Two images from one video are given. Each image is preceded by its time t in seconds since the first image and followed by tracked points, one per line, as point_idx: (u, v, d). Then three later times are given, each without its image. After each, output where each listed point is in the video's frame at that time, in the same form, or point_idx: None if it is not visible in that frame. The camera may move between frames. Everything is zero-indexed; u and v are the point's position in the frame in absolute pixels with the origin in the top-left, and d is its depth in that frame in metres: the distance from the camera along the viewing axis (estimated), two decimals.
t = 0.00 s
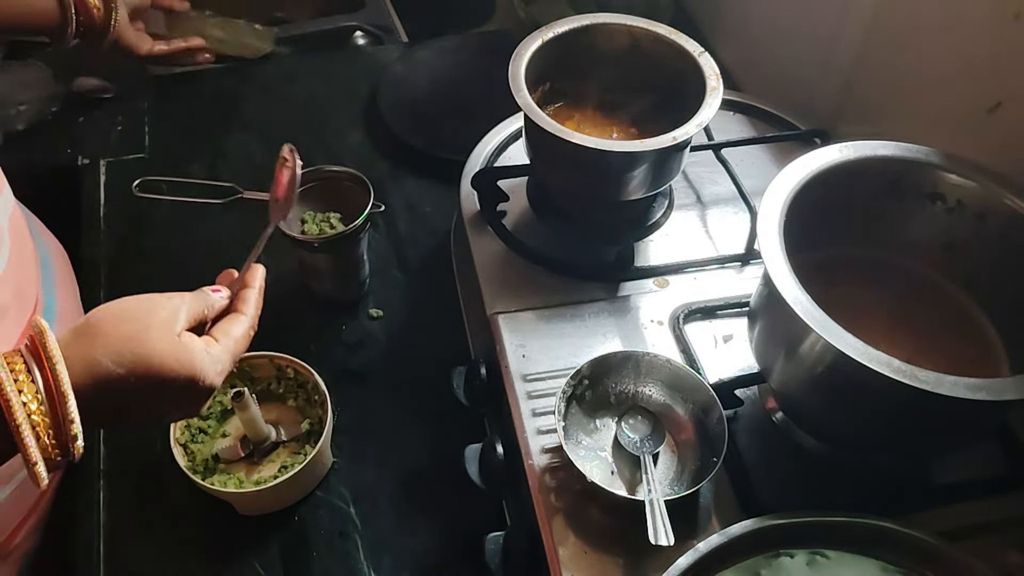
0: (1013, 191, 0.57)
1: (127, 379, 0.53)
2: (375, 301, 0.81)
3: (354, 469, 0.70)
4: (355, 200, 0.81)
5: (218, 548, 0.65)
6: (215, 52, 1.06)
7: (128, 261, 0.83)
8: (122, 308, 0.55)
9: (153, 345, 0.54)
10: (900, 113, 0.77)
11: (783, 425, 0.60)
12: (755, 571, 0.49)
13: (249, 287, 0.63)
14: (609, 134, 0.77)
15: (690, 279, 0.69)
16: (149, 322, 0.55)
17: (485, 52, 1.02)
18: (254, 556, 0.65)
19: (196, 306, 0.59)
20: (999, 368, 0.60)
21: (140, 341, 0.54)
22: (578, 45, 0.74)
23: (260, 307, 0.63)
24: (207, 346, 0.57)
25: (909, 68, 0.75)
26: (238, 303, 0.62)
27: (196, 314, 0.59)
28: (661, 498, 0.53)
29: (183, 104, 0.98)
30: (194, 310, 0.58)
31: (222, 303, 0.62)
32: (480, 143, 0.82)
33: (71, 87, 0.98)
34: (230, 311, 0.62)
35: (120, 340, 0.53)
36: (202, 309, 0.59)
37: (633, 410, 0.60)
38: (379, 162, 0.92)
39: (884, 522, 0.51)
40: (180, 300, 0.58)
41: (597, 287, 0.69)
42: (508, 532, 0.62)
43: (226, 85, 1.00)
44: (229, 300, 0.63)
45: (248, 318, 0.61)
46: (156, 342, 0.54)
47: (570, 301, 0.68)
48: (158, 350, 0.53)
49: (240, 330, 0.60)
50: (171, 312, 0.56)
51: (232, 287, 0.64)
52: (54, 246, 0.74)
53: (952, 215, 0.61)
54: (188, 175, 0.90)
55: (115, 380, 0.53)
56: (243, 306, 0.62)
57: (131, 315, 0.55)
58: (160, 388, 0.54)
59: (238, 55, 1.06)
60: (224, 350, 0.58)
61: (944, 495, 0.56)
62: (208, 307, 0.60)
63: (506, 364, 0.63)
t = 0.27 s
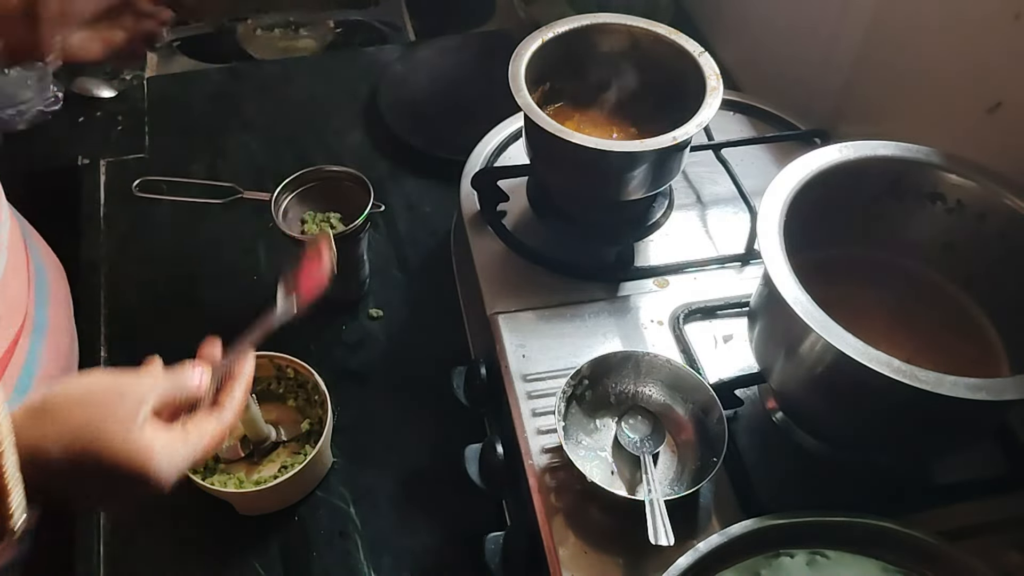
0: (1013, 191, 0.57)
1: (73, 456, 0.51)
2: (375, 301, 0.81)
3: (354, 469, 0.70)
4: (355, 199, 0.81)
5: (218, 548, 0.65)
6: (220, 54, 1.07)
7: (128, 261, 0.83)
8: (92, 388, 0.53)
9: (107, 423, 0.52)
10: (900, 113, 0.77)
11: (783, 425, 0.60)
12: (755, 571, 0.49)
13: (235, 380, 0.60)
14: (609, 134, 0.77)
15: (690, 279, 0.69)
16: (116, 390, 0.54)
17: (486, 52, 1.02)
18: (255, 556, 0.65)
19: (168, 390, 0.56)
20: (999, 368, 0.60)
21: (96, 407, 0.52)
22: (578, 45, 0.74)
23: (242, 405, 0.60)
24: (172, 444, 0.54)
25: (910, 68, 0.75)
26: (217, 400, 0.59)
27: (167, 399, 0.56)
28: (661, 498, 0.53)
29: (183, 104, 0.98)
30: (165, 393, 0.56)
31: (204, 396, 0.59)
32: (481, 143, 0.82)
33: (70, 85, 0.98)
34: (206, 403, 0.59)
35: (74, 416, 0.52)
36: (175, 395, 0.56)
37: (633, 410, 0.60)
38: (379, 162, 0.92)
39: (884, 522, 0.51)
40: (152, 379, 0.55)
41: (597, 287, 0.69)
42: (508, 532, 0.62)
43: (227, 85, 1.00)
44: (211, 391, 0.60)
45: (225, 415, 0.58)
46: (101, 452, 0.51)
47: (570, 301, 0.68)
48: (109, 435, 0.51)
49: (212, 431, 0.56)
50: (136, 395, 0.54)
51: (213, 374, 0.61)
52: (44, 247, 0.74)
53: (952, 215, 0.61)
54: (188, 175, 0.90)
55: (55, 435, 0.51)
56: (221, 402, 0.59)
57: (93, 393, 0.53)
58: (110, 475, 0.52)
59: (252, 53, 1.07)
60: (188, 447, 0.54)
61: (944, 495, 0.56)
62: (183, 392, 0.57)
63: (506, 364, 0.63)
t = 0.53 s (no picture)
0: (1013, 191, 0.57)
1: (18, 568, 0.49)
2: (375, 301, 0.81)
3: (354, 469, 0.70)
4: (355, 200, 0.81)
5: (218, 548, 0.65)
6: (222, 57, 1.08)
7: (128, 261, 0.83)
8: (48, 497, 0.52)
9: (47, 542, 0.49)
10: (900, 114, 0.77)
11: (783, 425, 0.60)
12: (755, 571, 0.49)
13: (203, 520, 0.56)
14: (609, 134, 0.77)
15: (689, 279, 0.69)
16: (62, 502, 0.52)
17: (486, 52, 1.02)
18: (255, 556, 0.65)
19: (128, 514, 0.53)
20: (999, 368, 0.60)
21: (44, 517, 0.50)
22: (578, 44, 0.74)
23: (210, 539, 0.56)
24: (121, 557, 0.51)
25: (910, 67, 0.75)
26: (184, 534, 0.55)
27: (125, 524, 0.53)
28: (661, 498, 0.53)
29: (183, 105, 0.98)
30: (124, 517, 0.53)
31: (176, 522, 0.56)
32: (481, 143, 0.82)
33: (70, 87, 0.97)
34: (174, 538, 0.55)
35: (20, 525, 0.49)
36: (138, 521, 0.54)
37: (633, 410, 0.60)
38: (379, 162, 0.92)
39: (884, 522, 0.51)
40: (112, 504, 0.53)
41: (597, 287, 0.69)
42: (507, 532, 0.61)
43: (227, 85, 1.00)
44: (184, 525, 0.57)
45: (188, 545, 0.54)
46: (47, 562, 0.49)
47: (570, 301, 0.68)
48: (49, 547, 0.48)
49: (169, 558, 0.52)
50: (91, 512, 0.52)
51: (185, 515, 0.57)
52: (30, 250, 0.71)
53: (952, 215, 0.61)
54: (189, 175, 0.90)
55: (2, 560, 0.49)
56: (186, 535, 0.55)
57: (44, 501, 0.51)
58: None
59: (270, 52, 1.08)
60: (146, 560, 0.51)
61: (944, 495, 0.56)
62: (146, 520, 0.54)
63: (507, 364, 0.63)
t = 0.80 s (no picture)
0: (1013, 191, 0.57)
1: None
2: (375, 301, 0.81)
3: (354, 469, 0.70)
4: (355, 200, 0.81)
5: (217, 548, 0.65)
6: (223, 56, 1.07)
7: (128, 261, 0.83)
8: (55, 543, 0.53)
9: None
10: (900, 114, 0.77)
11: (783, 425, 0.60)
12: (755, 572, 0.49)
13: (213, 544, 0.59)
14: (609, 134, 0.77)
15: (690, 279, 0.69)
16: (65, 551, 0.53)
17: (486, 51, 1.02)
18: (255, 556, 0.65)
19: (137, 550, 0.54)
20: (998, 369, 0.60)
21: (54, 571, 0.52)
22: (578, 44, 0.74)
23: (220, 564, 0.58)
24: None
25: (910, 67, 0.75)
26: (195, 560, 0.58)
27: (134, 561, 0.54)
28: (662, 498, 0.53)
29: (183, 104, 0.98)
30: (132, 556, 0.54)
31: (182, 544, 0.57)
32: (480, 143, 0.82)
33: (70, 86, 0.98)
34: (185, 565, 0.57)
35: None
36: (146, 554, 0.55)
37: (633, 410, 0.60)
38: (379, 162, 0.92)
39: (884, 522, 0.51)
40: (120, 544, 0.54)
41: (596, 287, 0.69)
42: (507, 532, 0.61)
43: (226, 85, 1.00)
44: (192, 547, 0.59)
45: None
46: None
47: (570, 301, 0.68)
48: None
49: None
50: (97, 560, 0.53)
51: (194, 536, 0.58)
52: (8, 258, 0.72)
53: (952, 215, 0.61)
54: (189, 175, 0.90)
55: None
56: (196, 563, 0.57)
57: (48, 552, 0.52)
58: None
59: (270, 52, 1.08)
60: None
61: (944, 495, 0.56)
62: (155, 550, 0.55)
63: (506, 364, 0.63)
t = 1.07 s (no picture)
0: (1014, 192, 0.57)
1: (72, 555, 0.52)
2: (375, 301, 0.81)
3: (354, 469, 0.70)
4: (355, 200, 0.81)
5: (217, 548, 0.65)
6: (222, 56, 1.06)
7: (128, 261, 0.83)
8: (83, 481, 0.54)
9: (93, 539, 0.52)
10: (900, 114, 0.77)
11: (783, 425, 0.60)
12: (755, 571, 0.49)
13: (236, 485, 0.58)
14: (609, 133, 0.78)
15: (690, 279, 0.69)
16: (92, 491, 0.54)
17: (486, 51, 1.01)
18: (255, 556, 0.65)
19: (163, 490, 0.55)
20: (999, 369, 0.60)
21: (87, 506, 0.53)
22: (578, 44, 0.74)
23: (245, 502, 0.57)
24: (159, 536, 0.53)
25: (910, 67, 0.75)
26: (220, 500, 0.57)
27: (160, 499, 0.55)
28: (662, 498, 0.53)
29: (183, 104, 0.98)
30: (158, 494, 0.55)
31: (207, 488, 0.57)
32: (480, 143, 0.82)
33: (70, 86, 0.99)
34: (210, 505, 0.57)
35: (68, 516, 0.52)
36: (171, 494, 0.56)
37: (633, 410, 0.60)
38: (379, 162, 0.92)
39: (883, 522, 0.51)
40: (146, 482, 0.55)
41: (596, 287, 0.69)
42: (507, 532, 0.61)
43: (226, 85, 1.00)
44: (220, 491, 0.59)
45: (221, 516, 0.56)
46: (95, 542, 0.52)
47: (570, 301, 0.68)
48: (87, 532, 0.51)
49: (205, 529, 0.55)
50: (123, 496, 0.54)
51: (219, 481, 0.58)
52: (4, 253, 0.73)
53: (952, 215, 0.61)
54: (189, 175, 0.90)
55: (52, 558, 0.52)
56: (221, 502, 0.57)
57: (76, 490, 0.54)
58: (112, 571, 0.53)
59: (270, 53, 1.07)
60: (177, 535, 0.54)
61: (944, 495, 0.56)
62: (179, 490, 0.56)
63: (506, 364, 0.63)
